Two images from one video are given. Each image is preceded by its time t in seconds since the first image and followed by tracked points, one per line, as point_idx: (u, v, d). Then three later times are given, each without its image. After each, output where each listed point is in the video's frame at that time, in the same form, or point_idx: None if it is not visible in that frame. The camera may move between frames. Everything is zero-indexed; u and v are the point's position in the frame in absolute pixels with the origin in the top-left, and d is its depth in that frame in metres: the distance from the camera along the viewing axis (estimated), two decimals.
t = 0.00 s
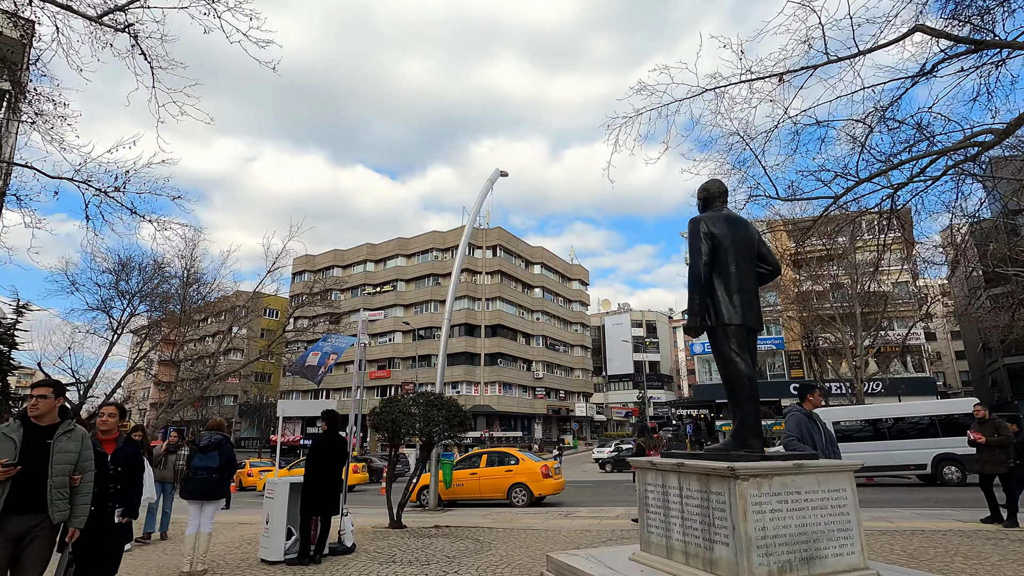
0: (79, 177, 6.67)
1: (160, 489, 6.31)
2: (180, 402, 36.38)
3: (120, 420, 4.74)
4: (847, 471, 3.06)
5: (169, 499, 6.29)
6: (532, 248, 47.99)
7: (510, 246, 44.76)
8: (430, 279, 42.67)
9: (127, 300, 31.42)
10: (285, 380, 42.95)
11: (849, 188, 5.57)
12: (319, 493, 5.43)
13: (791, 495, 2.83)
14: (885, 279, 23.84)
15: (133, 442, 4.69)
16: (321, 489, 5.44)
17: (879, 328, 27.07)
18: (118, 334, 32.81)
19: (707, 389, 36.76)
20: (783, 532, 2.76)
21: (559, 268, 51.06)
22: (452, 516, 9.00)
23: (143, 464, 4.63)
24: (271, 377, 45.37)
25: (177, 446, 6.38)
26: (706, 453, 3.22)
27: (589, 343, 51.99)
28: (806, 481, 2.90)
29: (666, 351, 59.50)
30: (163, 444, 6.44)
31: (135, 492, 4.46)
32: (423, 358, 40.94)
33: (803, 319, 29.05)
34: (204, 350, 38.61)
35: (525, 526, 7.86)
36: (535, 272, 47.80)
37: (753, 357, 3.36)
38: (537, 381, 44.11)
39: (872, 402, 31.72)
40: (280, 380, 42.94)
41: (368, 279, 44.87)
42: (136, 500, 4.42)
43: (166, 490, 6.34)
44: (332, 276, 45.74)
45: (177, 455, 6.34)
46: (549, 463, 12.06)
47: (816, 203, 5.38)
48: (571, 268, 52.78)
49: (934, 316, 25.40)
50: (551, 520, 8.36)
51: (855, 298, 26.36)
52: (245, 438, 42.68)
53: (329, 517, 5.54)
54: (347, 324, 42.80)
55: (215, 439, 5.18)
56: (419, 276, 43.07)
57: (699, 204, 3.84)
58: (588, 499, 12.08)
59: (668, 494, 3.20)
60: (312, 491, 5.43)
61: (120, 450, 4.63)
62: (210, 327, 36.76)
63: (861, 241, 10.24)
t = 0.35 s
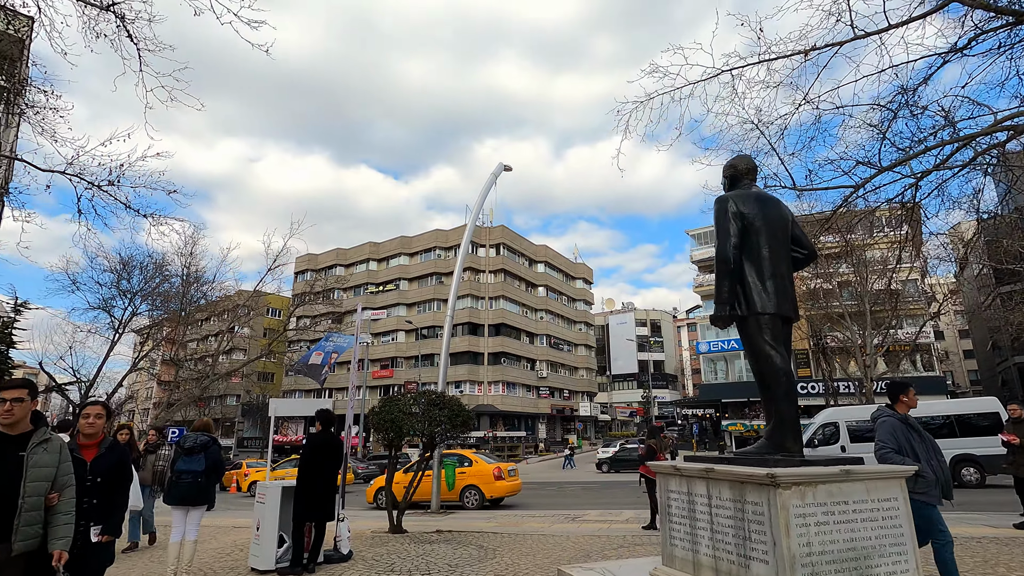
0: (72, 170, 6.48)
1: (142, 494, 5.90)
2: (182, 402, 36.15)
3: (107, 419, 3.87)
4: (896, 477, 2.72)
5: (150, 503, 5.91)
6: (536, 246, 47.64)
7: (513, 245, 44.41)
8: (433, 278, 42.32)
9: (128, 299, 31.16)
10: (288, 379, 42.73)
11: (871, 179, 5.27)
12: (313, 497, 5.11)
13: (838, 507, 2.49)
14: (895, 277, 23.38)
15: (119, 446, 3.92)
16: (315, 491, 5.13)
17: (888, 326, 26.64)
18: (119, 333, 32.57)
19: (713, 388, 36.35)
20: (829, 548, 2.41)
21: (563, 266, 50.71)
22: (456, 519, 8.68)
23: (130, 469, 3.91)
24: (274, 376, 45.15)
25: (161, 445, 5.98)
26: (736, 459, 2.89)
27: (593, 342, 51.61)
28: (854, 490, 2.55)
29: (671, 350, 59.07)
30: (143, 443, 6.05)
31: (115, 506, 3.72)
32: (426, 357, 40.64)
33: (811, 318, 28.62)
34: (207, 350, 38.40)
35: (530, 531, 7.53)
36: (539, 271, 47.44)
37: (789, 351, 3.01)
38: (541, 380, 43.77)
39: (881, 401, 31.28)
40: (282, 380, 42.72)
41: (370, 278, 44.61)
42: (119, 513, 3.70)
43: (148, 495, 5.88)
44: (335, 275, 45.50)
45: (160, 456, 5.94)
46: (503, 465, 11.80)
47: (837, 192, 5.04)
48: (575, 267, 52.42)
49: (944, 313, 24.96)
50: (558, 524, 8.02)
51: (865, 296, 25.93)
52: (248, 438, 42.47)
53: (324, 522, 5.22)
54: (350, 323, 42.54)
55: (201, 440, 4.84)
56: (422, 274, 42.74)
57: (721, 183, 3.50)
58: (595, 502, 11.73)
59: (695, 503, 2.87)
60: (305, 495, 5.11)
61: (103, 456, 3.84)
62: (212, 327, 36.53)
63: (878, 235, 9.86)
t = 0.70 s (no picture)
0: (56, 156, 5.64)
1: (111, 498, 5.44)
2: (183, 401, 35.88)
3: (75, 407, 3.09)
4: (964, 478, 2.32)
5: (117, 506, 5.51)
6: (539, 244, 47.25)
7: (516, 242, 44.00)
8: (436, 276, 41.95)
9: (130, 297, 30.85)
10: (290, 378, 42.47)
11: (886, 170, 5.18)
12: (298, 499, 4.74)
13: (897, 514, 2.11)
14: (907, 272, 22.88)
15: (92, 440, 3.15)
16: (301, 493, 4.76)
17: (898, 323, 26.19)
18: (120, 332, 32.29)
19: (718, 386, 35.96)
20: (887, 562, 2.03)
21: (567, 264, 50.31)
22: (456, 521, 8.30)
23: (106, 467, 3.16)
24: (276, 375, 44.93)
25: (132, 445, 5.55)
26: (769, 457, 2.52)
27: (597, 340, 51.20)
28: (915, 493, 2.16)
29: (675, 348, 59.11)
30: (115, 441, 5.57)
31: (85, 516, 3.01)
32: (429, 356, 40.30)
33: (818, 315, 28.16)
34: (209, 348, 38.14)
35: (535, 534, 7.14)
36: (542, 268, 47.04)
37: (830, 332, 2.62)
38: (544, 379, 43.39)
39: (890, 400, 30.77)
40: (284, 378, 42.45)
41: (373, 276, 44.31)
42: (87, 527, 2.97)
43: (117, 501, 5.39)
44: (337, 273, 45.18)
45: (133, 456, 5.50)
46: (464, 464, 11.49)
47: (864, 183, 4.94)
48: (579, 265, 52.04)
49: (955, 309, 24.47)
50: (563, 526, 7.62)
51: (875, 292, 25.43)
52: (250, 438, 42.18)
53: (312, 525, 4.84)
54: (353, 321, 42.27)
55: (177, 438, 4.47)
56: (425, 272, 42.37)
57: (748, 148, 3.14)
58: (600, 503, 11.34)
59: (723, 509, 2.49)
60: (290, 496, 4.74)
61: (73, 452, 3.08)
62: (214, 325, 36.22)
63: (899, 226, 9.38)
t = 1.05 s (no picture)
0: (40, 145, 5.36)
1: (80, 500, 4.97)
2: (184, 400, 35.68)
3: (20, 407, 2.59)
4: None
5: (82, 512, 5.01)
6: (543, 241, 46.85)
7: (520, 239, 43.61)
8: (439, 274, 41.62)
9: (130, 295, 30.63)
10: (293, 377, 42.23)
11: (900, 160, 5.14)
12: (284, 503, 4.38)
13: (981, 525, 1.73)
14: (918, 268, 22.34)
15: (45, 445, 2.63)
16: (287, 497, 4.39)
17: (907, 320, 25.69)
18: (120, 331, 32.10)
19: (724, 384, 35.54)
20: None
21: (570, 262, 49.89)
22: (456, 524, 7.91)
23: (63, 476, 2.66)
24: (278, 374, 44.73)
25: (100, 441, 5.07)
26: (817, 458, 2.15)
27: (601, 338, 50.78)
28: (1001, 500, 1.79)
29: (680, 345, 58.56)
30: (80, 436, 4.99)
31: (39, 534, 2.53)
32: (431, 355, 39.98)
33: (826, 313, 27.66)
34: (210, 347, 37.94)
35: (538, 537, 6.77)
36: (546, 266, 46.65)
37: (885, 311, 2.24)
38: (548, 378, 43.01)
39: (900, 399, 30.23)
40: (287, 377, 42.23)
41: (375, 274, 44.02)
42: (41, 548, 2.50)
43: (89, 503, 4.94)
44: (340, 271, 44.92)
45: (104, 453, 4.98)
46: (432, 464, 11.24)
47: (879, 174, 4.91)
48: (583, 263, 51.62)
49: (966, 306, 23.97)
50: (569, 529, 7.23)
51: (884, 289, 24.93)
52: (252, 437, 41.87)
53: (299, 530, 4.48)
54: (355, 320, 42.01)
55: (152, 435, 4.10)
56: (427, 270, 42.04)
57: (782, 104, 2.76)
58: (606, 504, 10.96)
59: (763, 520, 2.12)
60: (275, 501, 4.37)
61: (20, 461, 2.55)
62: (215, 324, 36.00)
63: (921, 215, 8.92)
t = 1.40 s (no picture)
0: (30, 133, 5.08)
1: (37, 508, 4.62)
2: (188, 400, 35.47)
3: None
4: None
5: (49, 520, 4.63)
6: (548, 239, 46.43)
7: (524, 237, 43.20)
8: (443, 272, 41.28)
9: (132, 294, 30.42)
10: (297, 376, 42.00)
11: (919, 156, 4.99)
12: (270, 508, 4.03)
13: None
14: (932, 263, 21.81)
15: None
16: (273, 502, 4.04)
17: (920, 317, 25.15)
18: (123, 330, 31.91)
19: (731, 383, 35.07)
20: None
21: (576, 259, 49.46)
22: (460, 528, 7.55)
23: None
24: (283, 373, 44.49)
25: (57, 443, 4.67)
26: (893, 465, 1.77)
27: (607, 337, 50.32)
28: None
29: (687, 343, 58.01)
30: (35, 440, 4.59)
31: None
32: (435, 353, 39.66)
33: (837, 310, 27.12)
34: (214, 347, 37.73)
35: (546, 544, 6.38)
36: (551, 263, 46.23)
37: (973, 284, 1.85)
38: (553, 376, 42.63)
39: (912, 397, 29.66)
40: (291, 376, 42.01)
41: (379, 272, 43.71)
42: None
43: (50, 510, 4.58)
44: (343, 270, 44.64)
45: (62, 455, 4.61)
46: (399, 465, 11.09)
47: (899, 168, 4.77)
48: (588, 260, 51.17)
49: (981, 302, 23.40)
50: (578, 534, 6.84)
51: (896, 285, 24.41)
52: (256, 436, 41.69)
53: (288, 538, 4.13)
54: (359, 318, 41.75)
55: (127, 435, 3.75)
56: (431, 268, 41.70)
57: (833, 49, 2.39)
58: (615, 505, 10.57)
59: (833, 539, 1.73)
60: (260, 507, 4.02)
61: None
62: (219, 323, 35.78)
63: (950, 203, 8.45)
